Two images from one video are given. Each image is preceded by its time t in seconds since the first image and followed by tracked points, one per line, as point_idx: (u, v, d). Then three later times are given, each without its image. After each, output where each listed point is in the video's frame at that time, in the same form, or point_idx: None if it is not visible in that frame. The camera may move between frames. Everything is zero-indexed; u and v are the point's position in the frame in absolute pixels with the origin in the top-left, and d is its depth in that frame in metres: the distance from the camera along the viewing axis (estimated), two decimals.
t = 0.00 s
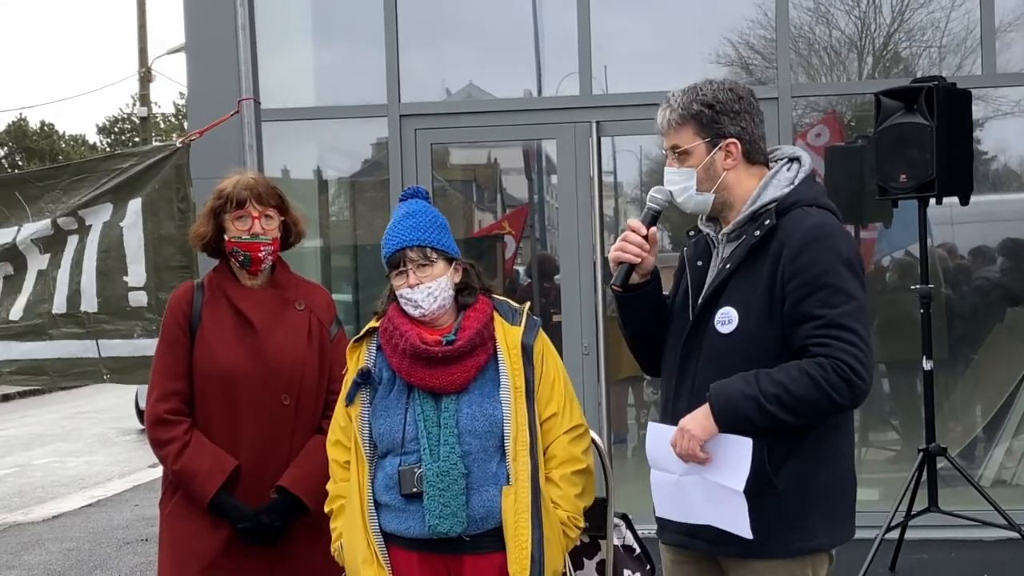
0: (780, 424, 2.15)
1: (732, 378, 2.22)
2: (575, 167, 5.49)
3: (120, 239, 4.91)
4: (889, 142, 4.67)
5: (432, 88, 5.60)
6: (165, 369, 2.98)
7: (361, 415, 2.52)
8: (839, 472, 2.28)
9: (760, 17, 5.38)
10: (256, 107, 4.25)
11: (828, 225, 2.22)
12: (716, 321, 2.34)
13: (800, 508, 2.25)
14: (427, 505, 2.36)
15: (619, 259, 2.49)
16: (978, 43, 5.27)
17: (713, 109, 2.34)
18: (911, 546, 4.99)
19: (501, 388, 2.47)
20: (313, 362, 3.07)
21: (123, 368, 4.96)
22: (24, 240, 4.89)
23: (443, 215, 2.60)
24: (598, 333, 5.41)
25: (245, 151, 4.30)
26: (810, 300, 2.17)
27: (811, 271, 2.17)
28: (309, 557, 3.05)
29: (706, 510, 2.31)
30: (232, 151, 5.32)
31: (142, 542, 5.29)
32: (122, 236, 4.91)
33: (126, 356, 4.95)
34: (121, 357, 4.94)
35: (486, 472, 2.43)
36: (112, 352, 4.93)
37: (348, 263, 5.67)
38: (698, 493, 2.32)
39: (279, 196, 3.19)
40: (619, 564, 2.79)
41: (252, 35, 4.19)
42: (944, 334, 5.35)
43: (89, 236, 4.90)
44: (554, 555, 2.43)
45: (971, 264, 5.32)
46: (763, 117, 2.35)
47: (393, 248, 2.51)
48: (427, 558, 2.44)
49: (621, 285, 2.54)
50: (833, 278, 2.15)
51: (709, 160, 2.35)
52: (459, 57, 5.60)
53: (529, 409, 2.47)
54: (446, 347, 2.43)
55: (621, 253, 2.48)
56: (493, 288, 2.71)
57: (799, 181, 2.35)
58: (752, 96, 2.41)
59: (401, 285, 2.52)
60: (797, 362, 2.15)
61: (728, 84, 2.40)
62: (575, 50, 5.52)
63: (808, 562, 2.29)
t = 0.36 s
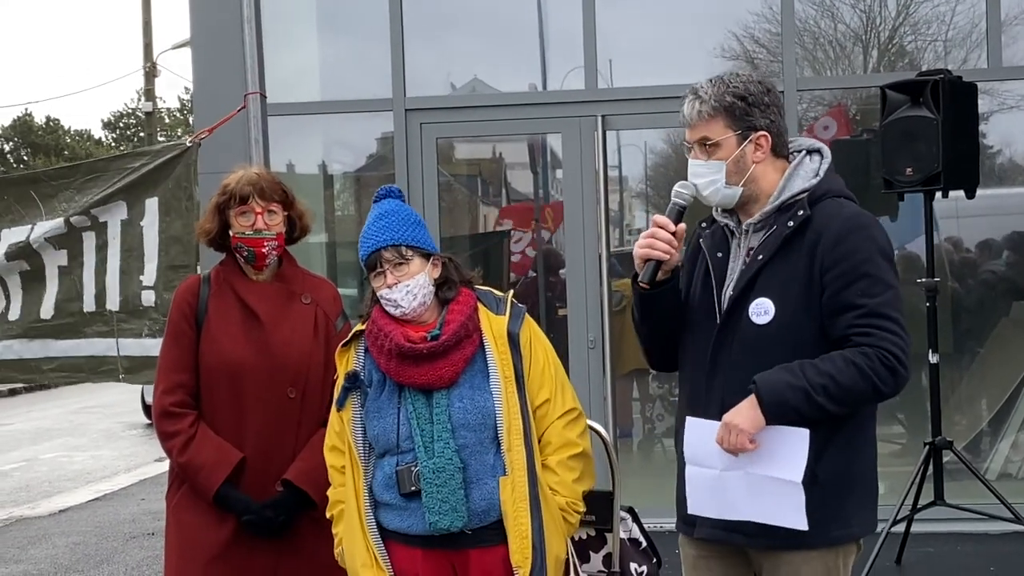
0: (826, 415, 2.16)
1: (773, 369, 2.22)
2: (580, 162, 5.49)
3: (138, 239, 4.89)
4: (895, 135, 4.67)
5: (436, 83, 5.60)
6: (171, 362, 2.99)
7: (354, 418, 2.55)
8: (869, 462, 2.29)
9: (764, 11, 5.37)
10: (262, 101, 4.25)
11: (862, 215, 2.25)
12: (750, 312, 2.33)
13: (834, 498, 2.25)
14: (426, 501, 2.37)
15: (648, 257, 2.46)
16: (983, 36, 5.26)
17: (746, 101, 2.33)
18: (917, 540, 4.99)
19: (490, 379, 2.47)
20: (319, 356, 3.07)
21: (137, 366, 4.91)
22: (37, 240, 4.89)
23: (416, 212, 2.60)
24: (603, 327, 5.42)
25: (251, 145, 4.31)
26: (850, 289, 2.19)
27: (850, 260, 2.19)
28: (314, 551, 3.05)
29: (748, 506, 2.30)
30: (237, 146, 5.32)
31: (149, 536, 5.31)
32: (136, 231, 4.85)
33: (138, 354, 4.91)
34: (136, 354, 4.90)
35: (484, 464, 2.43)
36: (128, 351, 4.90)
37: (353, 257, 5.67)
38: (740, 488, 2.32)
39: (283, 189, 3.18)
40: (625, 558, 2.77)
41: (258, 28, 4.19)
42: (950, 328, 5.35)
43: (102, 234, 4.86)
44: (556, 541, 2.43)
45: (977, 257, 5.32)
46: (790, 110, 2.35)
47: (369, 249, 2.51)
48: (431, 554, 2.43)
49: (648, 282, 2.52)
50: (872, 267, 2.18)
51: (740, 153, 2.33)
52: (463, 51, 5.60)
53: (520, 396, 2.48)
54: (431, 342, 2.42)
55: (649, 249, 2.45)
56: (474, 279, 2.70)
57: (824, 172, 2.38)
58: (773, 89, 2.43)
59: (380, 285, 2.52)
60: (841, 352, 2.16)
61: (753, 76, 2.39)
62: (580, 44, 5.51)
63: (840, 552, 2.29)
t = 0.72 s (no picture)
0: (846, 410, 2.17)
1: (794, 363, 2.20)
2: (580, 153, 5.49)
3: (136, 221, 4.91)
4: (894, 126, 4.67)
5: (436, 74, 5.60)
6: (169, 352, 3.00)
7: (350, 408, 2.55)
8: (878, 455, 2.31)
9: (764, 3, 5.37)
10: (261, 91, 4.24)
11: (880, 211, 2.27)
12: (769, 305, 2.32)
13: (846, 490, 2.26)
14: (422, 492, 2.37)
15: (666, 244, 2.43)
16: (983, 28, 5.26)
17: (769, 91, 2.33)
18: (916, 531, 5.00)
19: (489, 370, 2.47)
20: (316, 345, 3.06)
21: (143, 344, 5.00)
22: (32, 220, 4.94)
23: (419, 199, 2.57)
24: (603, 318, 5.43)
25: (251, 135, 4.30)
26: (869, 284, 2.20)
27: (870, 255, 2.21)
28: (313, 539, 3.06)
29: (764, 499, 2.30)
30: (236, 137, 5.32)
31: (149, 526, 5.31)
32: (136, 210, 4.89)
33: (142, 332, 5.00)
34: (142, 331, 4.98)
35: (480, 455, 2.44)
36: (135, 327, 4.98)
37: (352, 249, 5.68)
38: (755, 479, 2.31)
39: (277, 177, 3.18)
40: (624, 547, 2.80)
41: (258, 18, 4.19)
42: (949, 320, 5.35)
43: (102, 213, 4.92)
44: (549, 535, 2.45)
45: (977, 249, 5.32)
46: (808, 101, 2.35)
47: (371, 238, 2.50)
48: (426, 544, 2.44)
49: (666, 271, 2.48)
50: (890, 263, 2.20)
51: (760, 142, 2.32)
52: (463, 42, 5.59)
53: (518, 389, 2.47)
54: (431, 333, 2.43)
55: (668, 239, 2.42)
56: (474, 269, 2.70)
57: (840, 165, 2.38)
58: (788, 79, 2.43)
59: (382, 273, 2.52)
60: (861, 347, 2.17)
61: (773, 66, 2.39)
62: (579, 35, 5.51)
63: (850, 544, 2.29)
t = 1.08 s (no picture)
0: (851, 398, 2.17)
1: (798, 352, 2.20)
2: (577, 147, 5.49)
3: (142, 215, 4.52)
4: (891, 120, 4.67)
5: (434, 68, 5.59)
6: (164, 346, 2.99)
7: (358, 392, 2.55)
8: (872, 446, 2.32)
9: None
10: (258, 85, 4.25)
11: (874, 204, 2.28)
12: (768, 297, 2.31)
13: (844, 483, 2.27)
14: (420, 485, 2.37)
15: (663, 239, 2.42)
16: (980, 23, 5.26)
17: (765, 85, 2.33)
18: (912, 525, 5.01)
19: (497, 368, 2.48)
20: (311, 339, 3.07)
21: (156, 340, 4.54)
22: (25, 218, 4.40)
23: (453, 191, 2.62)
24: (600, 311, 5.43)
25: (248, 128, 4.31)
26: (868, 274, 2.21)
27: (868, 246, 2.22)
28: (309, 532, 3.06)
29: (763, 489, 2.29)
30: (233, 131, 5.31)
31: (145, 520, 5.31)
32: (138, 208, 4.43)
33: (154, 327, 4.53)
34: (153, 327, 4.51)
35: (480, 452, 2.44)
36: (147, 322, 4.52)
37: (349, 243, 5.67)
38: (755, 471, 2.30)
39: (271, 171, 3.17)
40: (620, 541, 2.80)
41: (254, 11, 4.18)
42: (946, 314, 5.36)
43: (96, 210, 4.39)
44: (547, 537, 2.44)
45: (974, 243, 5.32)
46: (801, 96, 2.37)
47: (406, 212, 2.53)
48: (422, 536, 2.44)
49: (666, 265, 2.45)
50: (887, 253, 2.21)
51: (756, 136, 2.33)
52: (460, 36, 5.59)
53: (525, 392, 2.48)
54: (444, 327, 2.44)
55: (667, 232, 2.39)
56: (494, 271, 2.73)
57: (829, 159, 2.38)
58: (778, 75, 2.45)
59: (408, 250, 2.53)
60: (863, 335, 2.18)
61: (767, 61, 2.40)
62: (577, 29, 5.50)
63: (848, 535, 2.31)
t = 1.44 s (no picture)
0: (847, 387, 2.18)
1: (796, 344, 2.19)
2: (577, 143, 5.49)
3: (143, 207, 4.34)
4: (892, 116, 4.67)
5: (434, 64, 5.59)
6: (163, 341, 2.99)
7: (368, 381, 2.55)
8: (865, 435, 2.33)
9: None
10: (257, 80, 4.25)
11: (855, 196, 2.32)
12: (762, 290, 2.30)
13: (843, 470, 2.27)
14: (424, 478, 2.38)
15: (661, 235, 2.32)
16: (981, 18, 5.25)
17: (756, 81, 2.34)
18: (912, 521, 5.01)
19: (509, 367, 2.48)
20: (309, 335, 3.06)
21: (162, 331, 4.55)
22: (30, 211, 4.43)
23: (483, 189, 2.61)
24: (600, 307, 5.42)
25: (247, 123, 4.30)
26: (857, 264, 2.24)
27: (855, 238, 2.25)
28: (308, 529, 3.06)
29: (762, 481, 2.27)
30: (233, 127, 5.31)
31: (144, 516, 5.30)
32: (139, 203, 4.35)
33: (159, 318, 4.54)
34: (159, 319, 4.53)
35: (486, 449, 2.44)
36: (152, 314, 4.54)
37: (349, 239, 5.68)
38: (754, 463, 2.28)
39: (264, 165, 3.17)
40: (620, 537, 2.80)
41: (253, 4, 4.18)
42: (946, 310, 5.35)
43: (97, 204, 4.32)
44: (550, 538, 2.43)
45: (974, 239, 5.32)
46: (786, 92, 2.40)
47: (435, 213, 2.52)
48: (422, 531, 2.45)
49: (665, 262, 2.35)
50: (874, 243, 2.25)
51: (747, 131, 2.32)
52: (461, 31, 5.58)
53: (536, 390, 2.48)
54: (459, 322, 2.45)
55: (665, 227, 2.31)
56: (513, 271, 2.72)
57: (809, 155, 2.41)
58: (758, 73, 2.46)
59: (434, 248, 2.53)
60: (857, 324, 2.19)
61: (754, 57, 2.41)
62: (577, 25, 5.49)
63: (846, 524, 2.32)
